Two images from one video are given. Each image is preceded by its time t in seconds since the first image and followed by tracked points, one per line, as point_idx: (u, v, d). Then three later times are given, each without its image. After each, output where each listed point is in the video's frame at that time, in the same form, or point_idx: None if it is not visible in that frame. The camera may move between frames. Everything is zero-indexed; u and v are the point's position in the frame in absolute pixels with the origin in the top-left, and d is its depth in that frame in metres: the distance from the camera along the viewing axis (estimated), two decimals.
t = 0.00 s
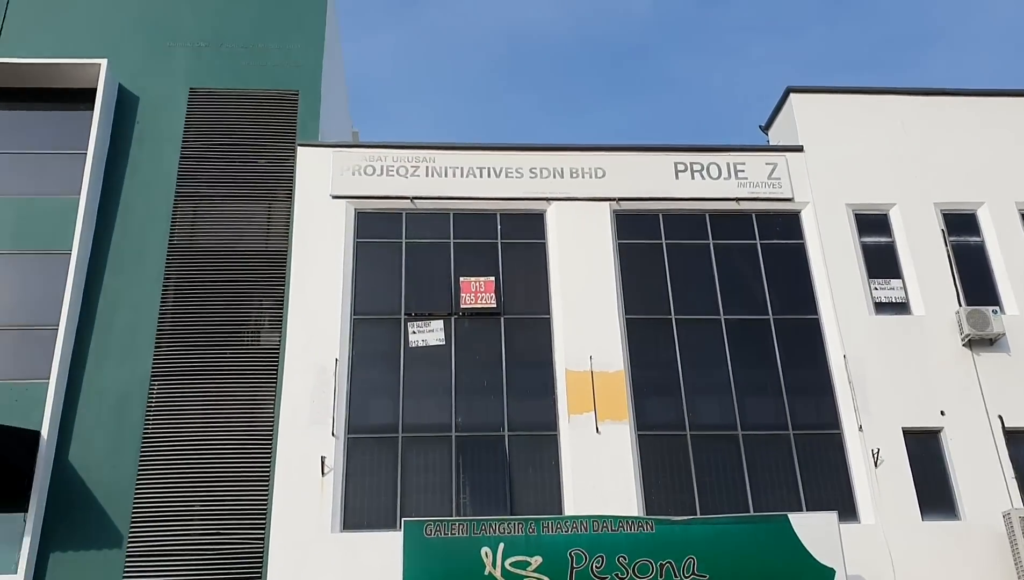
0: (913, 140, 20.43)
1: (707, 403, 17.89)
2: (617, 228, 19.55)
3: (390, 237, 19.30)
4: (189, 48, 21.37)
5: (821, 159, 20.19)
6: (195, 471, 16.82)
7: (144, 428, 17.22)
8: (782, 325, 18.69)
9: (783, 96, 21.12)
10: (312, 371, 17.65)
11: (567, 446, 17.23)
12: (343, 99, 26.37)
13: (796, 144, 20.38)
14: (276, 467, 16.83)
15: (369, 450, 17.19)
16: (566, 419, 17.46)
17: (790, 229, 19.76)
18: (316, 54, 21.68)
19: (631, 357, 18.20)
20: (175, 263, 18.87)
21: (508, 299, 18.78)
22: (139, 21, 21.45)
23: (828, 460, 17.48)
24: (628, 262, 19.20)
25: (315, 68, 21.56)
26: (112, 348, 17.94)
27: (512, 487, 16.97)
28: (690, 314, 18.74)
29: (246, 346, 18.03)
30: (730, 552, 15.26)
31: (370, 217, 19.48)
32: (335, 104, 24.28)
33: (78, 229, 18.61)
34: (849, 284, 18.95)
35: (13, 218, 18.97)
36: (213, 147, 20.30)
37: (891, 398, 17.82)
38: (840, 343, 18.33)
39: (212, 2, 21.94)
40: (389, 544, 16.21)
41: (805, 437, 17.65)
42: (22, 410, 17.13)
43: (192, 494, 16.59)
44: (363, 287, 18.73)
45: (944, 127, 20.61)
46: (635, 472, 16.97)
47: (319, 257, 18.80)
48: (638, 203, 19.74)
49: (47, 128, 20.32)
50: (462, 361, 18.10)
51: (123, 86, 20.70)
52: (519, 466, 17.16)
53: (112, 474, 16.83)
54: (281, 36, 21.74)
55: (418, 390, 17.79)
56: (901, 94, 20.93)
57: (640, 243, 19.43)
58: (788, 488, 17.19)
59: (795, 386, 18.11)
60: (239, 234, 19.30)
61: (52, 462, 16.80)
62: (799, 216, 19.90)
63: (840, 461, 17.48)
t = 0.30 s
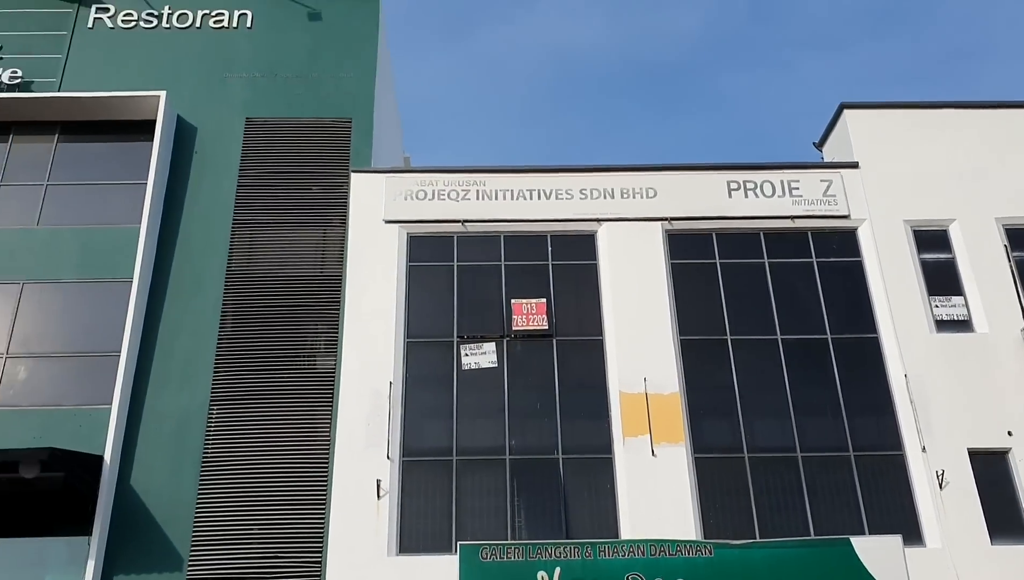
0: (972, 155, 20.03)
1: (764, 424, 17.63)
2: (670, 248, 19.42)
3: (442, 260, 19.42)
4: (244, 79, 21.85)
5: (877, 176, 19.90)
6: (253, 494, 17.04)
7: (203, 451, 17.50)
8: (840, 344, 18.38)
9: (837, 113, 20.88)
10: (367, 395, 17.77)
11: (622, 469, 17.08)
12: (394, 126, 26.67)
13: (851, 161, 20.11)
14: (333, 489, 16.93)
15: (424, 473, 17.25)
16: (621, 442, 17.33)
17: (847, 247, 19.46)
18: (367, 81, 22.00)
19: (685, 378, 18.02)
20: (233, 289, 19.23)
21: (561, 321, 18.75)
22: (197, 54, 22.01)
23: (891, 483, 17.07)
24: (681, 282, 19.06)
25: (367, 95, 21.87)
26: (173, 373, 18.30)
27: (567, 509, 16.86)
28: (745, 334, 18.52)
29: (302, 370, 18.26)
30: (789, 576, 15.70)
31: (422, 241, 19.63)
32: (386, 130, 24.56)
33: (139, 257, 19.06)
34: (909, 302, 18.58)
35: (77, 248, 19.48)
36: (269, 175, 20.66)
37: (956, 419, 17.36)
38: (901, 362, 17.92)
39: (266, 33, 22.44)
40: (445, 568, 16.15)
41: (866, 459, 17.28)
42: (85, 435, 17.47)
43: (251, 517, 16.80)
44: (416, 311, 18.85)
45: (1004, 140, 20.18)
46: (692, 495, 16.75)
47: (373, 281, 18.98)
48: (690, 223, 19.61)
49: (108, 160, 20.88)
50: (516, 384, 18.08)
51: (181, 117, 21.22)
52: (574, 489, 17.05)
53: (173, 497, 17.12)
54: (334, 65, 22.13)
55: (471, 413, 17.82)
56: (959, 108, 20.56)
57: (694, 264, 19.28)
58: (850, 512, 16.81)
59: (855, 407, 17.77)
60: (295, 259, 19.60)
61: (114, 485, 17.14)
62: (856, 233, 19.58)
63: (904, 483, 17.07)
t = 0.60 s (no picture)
0: None
1: (815, 441, 17.34)
2: (716, 264, 19.26)
3: (486, 279, 19.46)
4: (290, 104, 22.19)
5: (926, 188, 19.61)
6: (303, 515, 17.21)
7: (253, 472, 17.72)
8: (891, 360, 18.06)
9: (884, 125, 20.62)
10: (413, 414, 17.84)
11: (671, 488, 16.92)
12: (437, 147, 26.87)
13: (900, 173, 19.84)
14: (379, 509, 17.15)
15: (471, 493, 17.23)
16: (669, 461, 17.18)
17: (897, 260, 19.15)
18: (411, 103, 22.20)
19: (734, 395, 17.82)
20: (281, 311, 19.48)
21: (606, 338, 18.66)
22: (244, 80, 22.42)
23: (948, 501, 16.69)
24: (728, 299, 18.89)
25: (411, 116, 22.07)
26: (223, 395, 18.56)
27: (616, 529, 16.72)
28: (794, 350, 18.28)
29: (349, 391, 18.43)
30: None
31: (466, 260, 19.69)
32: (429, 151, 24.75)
33: (190, 281, 19.39)
34: (962, 316, 18.24)
35: (129, 273, 19.88)
36: (315, 198, 20.93)
37: (1014, 435, 16.95)
38: (955, 378, 17.57)
39: (311, 58, 22.78)
40: None
41: (921, 477, 16.91)
42: (138, 457, 17.73)
43: (301, 539, 16.97)
44: (461, 331, 18.89)
45: None
46: (742, 514, 16.52)
47: (418, 301, 19.08)
48: (736, 239, 19.44)
49: (158, 185, 21.29)
50: (562, 402, 18.01)
51: (230, 143, 21.60)
52: (622, 509, 16.91)
53: (223, 517, 17.30)
54: (378, 88, 22.39)
55: (518, 432, 17.78)
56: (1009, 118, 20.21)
57: (740, 280, 19.09)
58: (906, 531, 16.44)
59: (908, 423, 17.42)
60: (341, 280, 19.80)
61: (167, 506, 17.37)
62: (906, 246, 19.26)
63: (961, 502, 16.67)
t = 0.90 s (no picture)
0: None
1: (868, 457, 17.02)
2: (763, 277, 19.05)
3: (531, 295, 19.42)
4: (337, 124, 22.46)
5: (979, 199, 19.28)
6: (352, 532, 17.36)
7: (303, 487, 17.92)
8: (946, 373, 17.68)
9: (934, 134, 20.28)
10: (460, 430, 17.87)
11: (721, 505, 16.72)
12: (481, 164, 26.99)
13: (951, 184, 19.52)
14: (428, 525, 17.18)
15: (519, 510, 17.15)
16: (720, 477, 16.98)
17: (951, 272, 18.78)
18: (455, 121, 22.33)
19: (784, 411, 17.58)
20: (328, 328, 19.68)
21: (653, 353, 18.53)
22: (291, 102, 22.77)
23: (1009, 519, 16.26)
24: (776, 312, 18.66)
25: (455, 135, 22.20)
26: (272, 412, 18.79)
27: (665, 547, 16.54)
28: (845, 365, 17.99)
29: (396, 407, 18.56)
30: None
31: (511, 276, 19.66)
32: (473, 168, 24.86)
33: (240, 300, 19.67)
34: (1019, 329, 17.87)
35: (181, 293, 20.22)
36: (362, 216, 21.13)
37: None
38: (1013, 392, 17.19)
39: (357, 79, 23.04)
40: None
41: (980, 493, 16.50)
42: (189, 474, 17.97)
43: (350, 555, 17.14)
44: (507, 347, 18.85)
45: None
46: (794, 532, 16.27)
47: (464, 318, 19.13)
48: (784, 252, 19.23)
49: (208, 206, 21.65)
50: (608, 418, 17.90)
51: (278, 163, 21.93)
52: (672, 526, 16.73)
53: (274, 534, 17.49)
54: (422, 107, 22.56)
55: (565, 449, 17.69)
56: None
57: (789, 293, 18.86)
58: (965, 550, 16.05)
59: (965, 439, 17.03)
60: (387, 297, 19.97)
61: (218, 522, 17.59)
62: (960, 258, 18.90)
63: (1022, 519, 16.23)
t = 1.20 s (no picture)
0: None
1: (929, 466, 16.64)
2: (817, 285, 18.76)
3: (580, 307, 19.31)
4: (384, 142, 22.68)
5: None
6: (407, 548, 17.48)
7: (358, 503, 18.09)
8: (1009, 379, 17.24)
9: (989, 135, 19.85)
10: (512, 445, 17.87)
11: (779, 518, 16.48)
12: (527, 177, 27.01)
13: (1008, 185, 19.10)
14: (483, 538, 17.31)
15: (574, 525, 17.03)
16: (777, 489, 16.76)
17: (1010, 275, 18.35)
18: (501, 136, 22.37)
19: (841, 420, 17.29)
20: (380, 344, 19.83)
21: (705, 365, 18.33)
22: (339, 122, 23.05)
23: None
24: (831, 320, 18.37)
25: (501, 149, 22.23)
26: (327, 429, 18.98)
27: (723, 560, 16.33)
28: (903, 372, 17.64)
29: (449, 422, 18.62)
30: None
31: (559, 289, 19.58)
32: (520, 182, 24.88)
33: (293, 318, 19.92)
34: None
35: (235, 312, 20.53)
36: (410, 232, 21.27)
37: None
38: None
39: (402, 97, 23.22)
40: None
41: None
42: (247, 491, 18.22)
43: (406, 571, 17.28)
44: (557, 360, 18.76)
45: None
46: (855, 544, 15.99)
47: (514, 332, 19.12)
48: (837, 258, 18.95)
49: (259, 226, 21.98)
50: (662, 431, 17.72)
51: (327, 183, 22.21)
52: (730, 539, 16.51)
53: (331, 548, 17.72)
54: (468, 122, 22.65)
55: (618, 462, 17.55)
56: None
57: (843, 300, 18.55)
58: None
59: None
60: (436, 312, 20.07)
61: (276, 539, 17.80)
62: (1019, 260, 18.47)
63: None
